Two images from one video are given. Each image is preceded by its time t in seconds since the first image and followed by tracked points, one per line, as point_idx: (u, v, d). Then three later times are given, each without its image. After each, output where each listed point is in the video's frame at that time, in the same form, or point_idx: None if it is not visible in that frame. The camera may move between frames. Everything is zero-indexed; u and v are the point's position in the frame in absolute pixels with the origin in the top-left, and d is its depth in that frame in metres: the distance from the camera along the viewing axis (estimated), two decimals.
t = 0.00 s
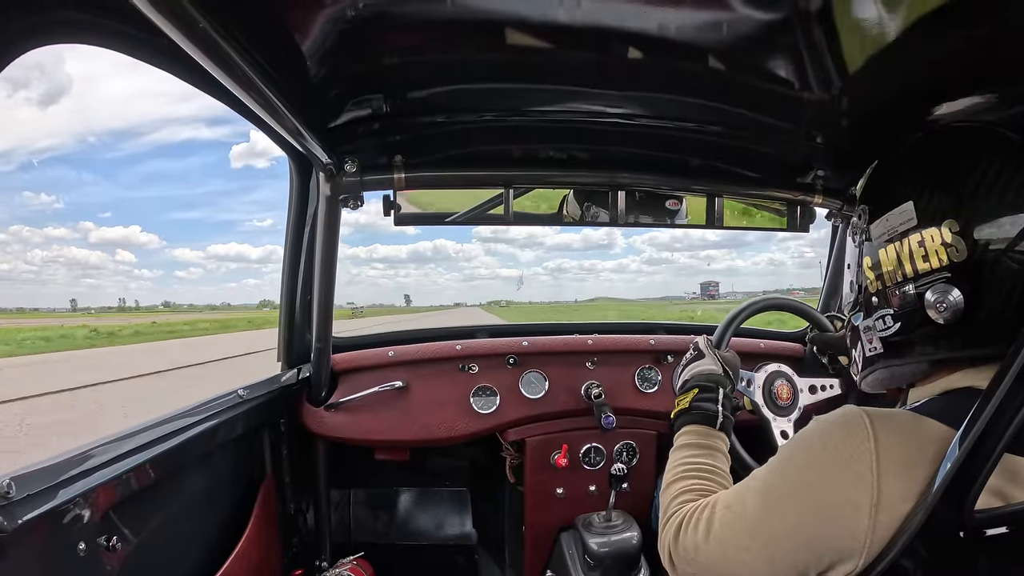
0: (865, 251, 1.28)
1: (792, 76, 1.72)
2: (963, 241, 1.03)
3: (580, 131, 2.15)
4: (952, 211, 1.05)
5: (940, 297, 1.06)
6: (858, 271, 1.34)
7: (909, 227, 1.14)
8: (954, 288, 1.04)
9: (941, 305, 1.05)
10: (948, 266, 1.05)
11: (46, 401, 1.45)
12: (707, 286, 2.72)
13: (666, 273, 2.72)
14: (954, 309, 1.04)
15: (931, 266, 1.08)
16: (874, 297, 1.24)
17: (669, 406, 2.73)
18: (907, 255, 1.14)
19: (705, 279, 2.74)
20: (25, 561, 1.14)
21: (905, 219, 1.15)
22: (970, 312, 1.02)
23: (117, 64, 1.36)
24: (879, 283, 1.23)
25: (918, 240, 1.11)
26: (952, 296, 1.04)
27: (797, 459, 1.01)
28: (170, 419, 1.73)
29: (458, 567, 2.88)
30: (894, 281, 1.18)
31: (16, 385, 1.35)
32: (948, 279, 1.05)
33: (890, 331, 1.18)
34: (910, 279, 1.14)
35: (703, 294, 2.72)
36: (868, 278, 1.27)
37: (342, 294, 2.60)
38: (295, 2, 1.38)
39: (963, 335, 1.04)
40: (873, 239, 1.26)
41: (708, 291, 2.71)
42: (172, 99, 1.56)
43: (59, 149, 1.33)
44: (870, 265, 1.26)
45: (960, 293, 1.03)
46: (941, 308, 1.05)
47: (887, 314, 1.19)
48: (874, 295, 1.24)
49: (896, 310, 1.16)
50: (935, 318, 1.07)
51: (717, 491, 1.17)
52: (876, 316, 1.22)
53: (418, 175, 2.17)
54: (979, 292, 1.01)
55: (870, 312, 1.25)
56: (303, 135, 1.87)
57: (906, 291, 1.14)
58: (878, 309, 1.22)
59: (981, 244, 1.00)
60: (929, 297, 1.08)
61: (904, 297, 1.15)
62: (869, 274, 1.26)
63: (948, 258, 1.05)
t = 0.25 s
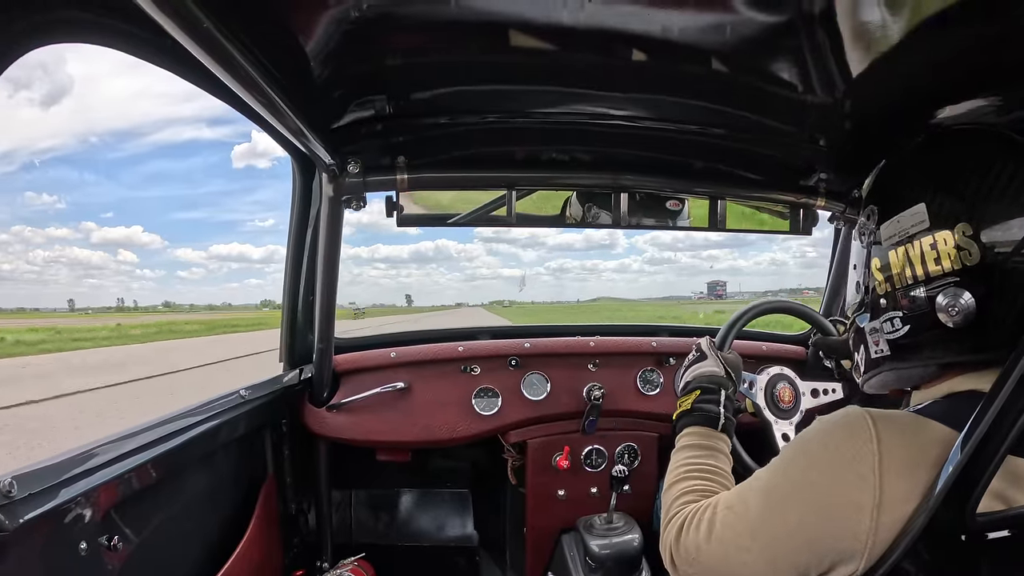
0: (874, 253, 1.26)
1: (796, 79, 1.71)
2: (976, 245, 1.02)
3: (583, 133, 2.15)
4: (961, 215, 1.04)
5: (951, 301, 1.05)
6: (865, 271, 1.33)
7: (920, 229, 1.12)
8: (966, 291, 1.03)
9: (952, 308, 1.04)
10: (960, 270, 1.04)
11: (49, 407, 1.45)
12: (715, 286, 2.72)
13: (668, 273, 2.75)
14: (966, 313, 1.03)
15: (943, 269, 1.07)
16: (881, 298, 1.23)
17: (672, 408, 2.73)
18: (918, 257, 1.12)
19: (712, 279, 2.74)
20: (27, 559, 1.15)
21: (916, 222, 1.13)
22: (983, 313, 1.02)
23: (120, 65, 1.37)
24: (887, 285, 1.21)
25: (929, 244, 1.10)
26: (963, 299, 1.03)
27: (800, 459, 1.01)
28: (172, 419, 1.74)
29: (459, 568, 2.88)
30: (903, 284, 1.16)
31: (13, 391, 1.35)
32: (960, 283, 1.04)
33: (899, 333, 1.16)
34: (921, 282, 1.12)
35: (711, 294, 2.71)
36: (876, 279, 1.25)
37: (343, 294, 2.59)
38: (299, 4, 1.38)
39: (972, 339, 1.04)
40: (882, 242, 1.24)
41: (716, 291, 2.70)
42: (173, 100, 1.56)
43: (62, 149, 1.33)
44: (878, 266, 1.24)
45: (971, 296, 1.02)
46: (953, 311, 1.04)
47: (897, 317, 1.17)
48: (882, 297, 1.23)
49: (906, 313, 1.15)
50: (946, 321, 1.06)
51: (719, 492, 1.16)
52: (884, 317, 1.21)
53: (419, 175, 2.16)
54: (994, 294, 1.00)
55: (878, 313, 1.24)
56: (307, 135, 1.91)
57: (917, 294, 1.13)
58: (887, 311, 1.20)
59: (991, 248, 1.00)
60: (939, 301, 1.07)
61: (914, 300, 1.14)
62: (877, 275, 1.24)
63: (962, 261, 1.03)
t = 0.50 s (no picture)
0: (877, 251, 1.24)
1: (798, 77, 1.71)
2: (984, 241, 1.01)
3: (586, 131, 2.14)
4: (960, 210, 1.05)
5: (961, 298, 1.03)
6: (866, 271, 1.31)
7: (928, 226, 1.10)
8: (974, 289, 1.02)
9: (961, 306, 1.03)
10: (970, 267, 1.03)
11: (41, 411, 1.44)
12: (724, 286, 2.75)
13: (670, 273, 2.75)
14: (977, 311, 1.02)
15: (951, 267, 1.05)
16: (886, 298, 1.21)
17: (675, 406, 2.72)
18: (924, 254, 1.11)
19: (719, 278, 2.76)
20: (31, 558, 1.15)
21: (923, 219, 1.11)
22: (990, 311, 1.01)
23: (121, 66, 1.37)
24: (892, 283, 1.19)
25: (936, 240, 1.08)
26: (972, 297, 1.02)
27: (801, 461, 1.01)
28: (176, 418, 1.74)
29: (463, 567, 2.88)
30: (908, 282, 1.14)
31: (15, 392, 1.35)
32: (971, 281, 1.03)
33: (904, 333, 1.14)
34: (926, 280, 1.10)
35: (718, 293, 2.74)
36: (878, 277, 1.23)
37: (347, 294, 2.57)
38: (300, 3, 1.38)
39: (967, 340, 1.04)
40: (887, 239, 1.22)
41: (723, 291, 2.73)
42: (176, 100, 1.57)
43: (64, 150, 1.34)
44: (882, 265, 1.22)
45: (980, 294, 1.01)
46: (963, 309, 1.03)
47: (901, 316, 1.15)
48: (886, 296, 1.20)
49: (913, 312, 1.13)
50: (953, 319, 1.05)
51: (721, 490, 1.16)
52: (889, 317, 1.19)
53: (422, 174, 2.15)
54: (1000, 292, 1.00)
55: (881, 313, 1.22)
56: (309, 134, 1.87)
57: (923, 292, 1.11)
58: (891, 311, 1.18)
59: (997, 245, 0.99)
60: (949, 298, 1.05)
61: (922, 299, 1.11)
62: (880, 274, 1.22)
63: (971, 258, 1.02)
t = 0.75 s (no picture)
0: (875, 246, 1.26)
1: (801, 70, 1.70)
2: (974, 235, 1.01)
3: (589, 126, 2.14)
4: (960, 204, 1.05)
5: (950, 291, 1.04)
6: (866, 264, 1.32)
7: (919, 220, 1.13)
8: (964, 282, 1.02)
9: (950, 299, 1.04)
10: (958, 261, 1.04)
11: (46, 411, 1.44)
12: (731, 285, 2.72)
13: (672, 273, 2.75)
14: (965, 304, 1.02)
15: (941, 261, 1.06)
16: (882, 292, 1.22)
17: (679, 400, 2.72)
18: (917, 249, 1.12)
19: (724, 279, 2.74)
20: (39, 555, 1.16)
21: (914, 213, 1.14)
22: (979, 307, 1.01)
23: (122, 64, 1.37)
24: (888, 277, 1.21)
25: (928, 234, 1.10)
26: (962, 290, 1.02)
27: (805, 457, 1.01)
28: (181, 416, 1.75)
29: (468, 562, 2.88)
30: (902, 277, 1.16)
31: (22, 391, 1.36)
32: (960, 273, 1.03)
33: (899, 325, 1.15)
34: (918, 275, 1.12)
35: (727, 292, 2.71)
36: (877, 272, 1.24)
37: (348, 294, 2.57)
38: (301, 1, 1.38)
39: (962, 333, 1.04)
40: (882, 234, 1.24)
41: (732, 291, 2.70)
42: (178, 99, 1.57)
43: (66, 150, 1.34)
44: (879, 260, 1.23)
45: (969, 287, 1.02)
46: (952, 301, 1.03)
47: (896, 309, 1.16)
48: (882, 290, 1.22)
49: (906, 304, 1.14)
50: (945, 312, 1.05)
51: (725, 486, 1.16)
52: (885, 310, 1.20)
53: (427, 171, 2.18)
54: (989, 286, 1.00)
55: (878, 306, 1.23)
56: (311, 132, 1.89)
57: (915, 285, 1.12)
58: (887, 304, 1.19)
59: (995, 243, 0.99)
60: (938, 291, 1.06)
61: (915, 292, 1.12)
62: (878, 268, 1.24)
63: (959, 252, 1.03)
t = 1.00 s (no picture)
0: (878, 248, 1.25)
1: (799, 79, 1.71)
2: (973, 233, 1.01)
3: (588, 137, 2.15)
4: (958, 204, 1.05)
5: (950, 288, 1.04)
6: (869, 267, 1.31)
7: (919, 220, 1.12)
8: (964, 279, 1.02)
9: (950, 296, 1.03)
10: (958, 257, 1.03)
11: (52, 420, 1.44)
12: (740, 284, 2.69)
13: (674, 274, 2.75)
14: (966, 300, 1.02)
15: (942, 259, 1.06)
16: (886, 292, 1.21)
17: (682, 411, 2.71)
18: (919, 249, 1.12)
19: (732, 278, 2.72)
20: (38, 569, 1.15)
21: (914, 214, 1.13)
22: (979, 304, 1.01)
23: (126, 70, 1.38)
24: (890, 278, 1.20)
25: (929, 235, 1.10)
26: (962, 287, 1.02)
27: (812, 458, 1.00)
28: (181, 428, 1.74)
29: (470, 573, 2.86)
30: (904, 276, 1.15)
31: (26, 399, 1.36)
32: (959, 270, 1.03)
33: (903, 324, 1.15)
34: (920, 273, 1.11)
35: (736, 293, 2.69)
36: (880, 274, 1.24)
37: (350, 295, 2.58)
38: (302, 14, 1.40)
39: (970, 327, 1.02)
40: (884, 237, 1.23)
41: (739, 290, 2.69)
42: (178, 102, 1.57)
43: (67, 150, 1.35)
44: (882, 261, 1.23)
45: (969, 284, 1.01)
46: (952, 298, 1.03)
47: (899, 308, 1.16)
48: (886, 290, 1.21)
49: (909, 303, 1.13)
50: (946, 309, 1.05)
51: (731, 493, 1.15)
52: (888, 310, 1.19)
53: (427, 183, 2.20)
54: (988, 282, 0.99)
55: (883, 307, 1.22)
56: (313, 146, 1.93)
57: (915, 284, 1.12)
58: (890, 304, 1.19)
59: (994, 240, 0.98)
60: (939, 289, 1.06)
61: (916, 291, 1.12)
62: (882, 270, 1.23)
63: (959, 249, 1.03)
